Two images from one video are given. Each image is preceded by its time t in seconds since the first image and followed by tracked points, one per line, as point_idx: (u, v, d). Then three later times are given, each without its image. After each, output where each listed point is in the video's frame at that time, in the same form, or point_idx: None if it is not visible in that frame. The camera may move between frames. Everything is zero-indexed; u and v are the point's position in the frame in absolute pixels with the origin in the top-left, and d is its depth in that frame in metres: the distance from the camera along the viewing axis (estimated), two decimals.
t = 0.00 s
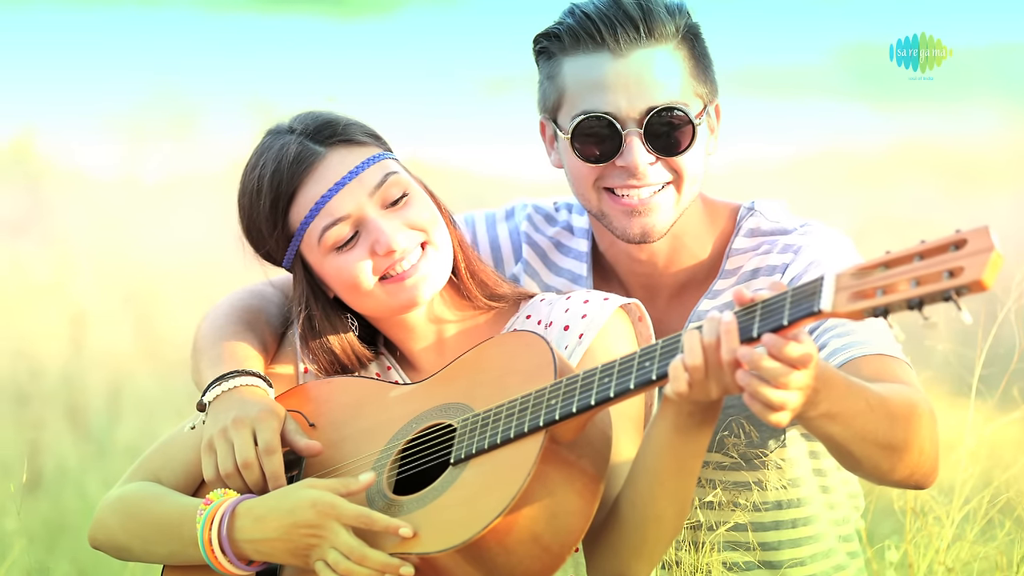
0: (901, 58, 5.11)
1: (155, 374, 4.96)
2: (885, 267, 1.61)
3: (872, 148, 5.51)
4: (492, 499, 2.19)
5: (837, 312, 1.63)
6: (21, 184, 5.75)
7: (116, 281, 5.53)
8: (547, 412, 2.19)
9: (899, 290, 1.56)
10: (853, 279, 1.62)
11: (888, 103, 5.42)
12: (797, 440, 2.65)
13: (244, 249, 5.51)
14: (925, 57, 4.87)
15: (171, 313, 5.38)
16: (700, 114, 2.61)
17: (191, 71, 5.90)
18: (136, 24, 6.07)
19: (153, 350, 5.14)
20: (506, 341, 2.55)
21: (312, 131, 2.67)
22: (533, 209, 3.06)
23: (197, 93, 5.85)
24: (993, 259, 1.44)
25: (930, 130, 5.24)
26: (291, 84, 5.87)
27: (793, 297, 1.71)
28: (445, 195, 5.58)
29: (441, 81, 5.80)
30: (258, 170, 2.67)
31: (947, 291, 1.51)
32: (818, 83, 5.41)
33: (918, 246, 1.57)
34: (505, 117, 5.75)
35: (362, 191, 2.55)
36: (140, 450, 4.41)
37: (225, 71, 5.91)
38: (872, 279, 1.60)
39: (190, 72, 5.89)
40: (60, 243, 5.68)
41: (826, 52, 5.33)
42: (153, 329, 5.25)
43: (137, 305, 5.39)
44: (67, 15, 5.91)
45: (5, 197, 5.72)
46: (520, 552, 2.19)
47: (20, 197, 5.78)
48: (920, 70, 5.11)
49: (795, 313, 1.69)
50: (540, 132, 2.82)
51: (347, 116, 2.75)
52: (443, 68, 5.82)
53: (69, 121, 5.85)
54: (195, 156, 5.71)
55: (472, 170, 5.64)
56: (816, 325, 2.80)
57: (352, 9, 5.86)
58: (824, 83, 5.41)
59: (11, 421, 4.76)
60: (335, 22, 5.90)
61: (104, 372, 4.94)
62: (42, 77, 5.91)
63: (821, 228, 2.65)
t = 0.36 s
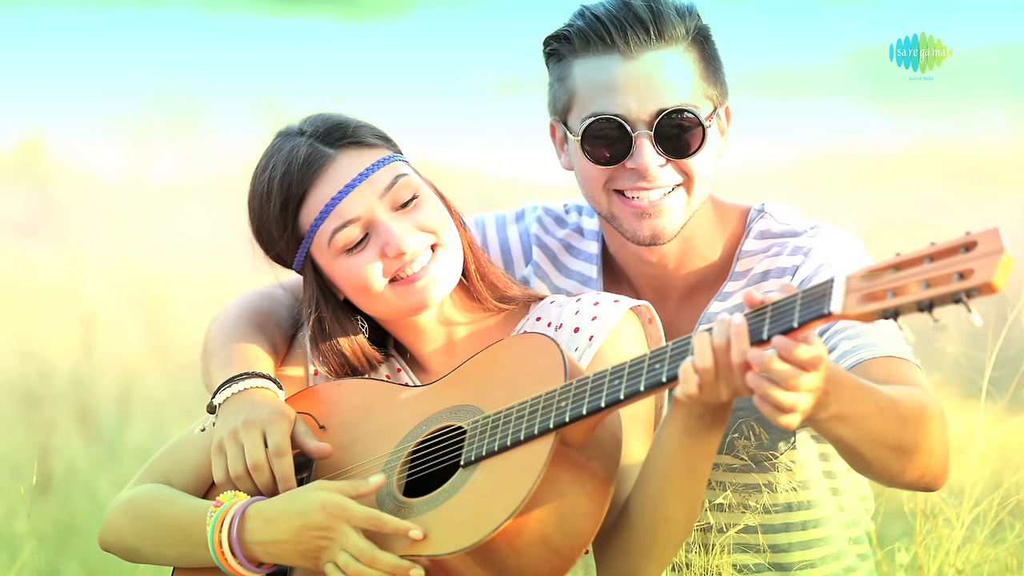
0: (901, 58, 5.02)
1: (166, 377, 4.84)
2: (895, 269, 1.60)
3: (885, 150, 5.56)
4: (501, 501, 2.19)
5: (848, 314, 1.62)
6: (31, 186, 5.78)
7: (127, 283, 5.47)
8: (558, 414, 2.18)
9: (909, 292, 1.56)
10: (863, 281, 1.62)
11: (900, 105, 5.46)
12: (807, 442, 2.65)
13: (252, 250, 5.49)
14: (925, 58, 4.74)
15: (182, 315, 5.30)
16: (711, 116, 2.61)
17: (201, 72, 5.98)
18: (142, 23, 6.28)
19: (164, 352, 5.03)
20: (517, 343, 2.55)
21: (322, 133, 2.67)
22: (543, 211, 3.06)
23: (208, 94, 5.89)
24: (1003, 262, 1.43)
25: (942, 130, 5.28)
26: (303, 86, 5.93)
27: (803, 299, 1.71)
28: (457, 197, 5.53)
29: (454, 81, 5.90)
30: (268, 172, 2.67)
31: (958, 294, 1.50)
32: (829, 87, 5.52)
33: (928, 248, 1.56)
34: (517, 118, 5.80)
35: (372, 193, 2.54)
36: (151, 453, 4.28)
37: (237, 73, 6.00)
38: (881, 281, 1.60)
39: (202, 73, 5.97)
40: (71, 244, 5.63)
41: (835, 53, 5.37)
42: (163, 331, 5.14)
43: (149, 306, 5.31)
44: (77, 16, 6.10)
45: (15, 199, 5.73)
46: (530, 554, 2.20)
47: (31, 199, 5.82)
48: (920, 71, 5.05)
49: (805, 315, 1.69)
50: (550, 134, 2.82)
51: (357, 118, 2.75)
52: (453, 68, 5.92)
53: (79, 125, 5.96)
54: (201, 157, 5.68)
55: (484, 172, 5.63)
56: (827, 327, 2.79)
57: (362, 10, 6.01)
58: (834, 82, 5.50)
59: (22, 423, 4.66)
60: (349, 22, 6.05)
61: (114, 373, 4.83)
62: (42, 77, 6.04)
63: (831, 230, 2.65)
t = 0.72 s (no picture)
0: (901, 58, 5.10)
1: (176, 380, 4.80)
2: (905, 272, 1.61)
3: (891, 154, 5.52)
4: (511, 503, 2.19)
5: (858, 316, 1.62)
6: (41, 188, 5.73)
7: (139, 287, 5.47)
8: (568, 416, 2.19)
9: (920, 295, 1.57)
10: (873, 283, 1.63)
11: (904, 106, 5.43)
12: (817, 444, 2.63)
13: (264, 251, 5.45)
14: (924, 58, 4.83)
15: (193, 320, 5.25)
16: (721, 119, 2.60)
17: (212, 71, 6.05)
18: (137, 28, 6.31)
19: (176, 354, 4.99)
20: (527, 345, 2.55)
21: (332, 135, 2.67)
22: (553, 213, 3.07)
23: (216, 96, 5.90)
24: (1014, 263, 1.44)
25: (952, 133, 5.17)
26: (314, 88, 5.96)
27: (814, 301, 1.72)
28: (466, 200, 5.48)
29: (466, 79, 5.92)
30: (278, 174, 2.68)
31: (968, 295, 1.51)
32: (832, 90, 5.56)
33: (938, 250, 1.57)
34: (526, 118, 5.78)
35: (382, 195, 2.54)
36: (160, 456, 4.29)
37: (246, 73, 6.06)
38: (891, 283, 1.61)
39: (212, 72, 6.03)
40: (82, 248, 5.65)
41: (848, 54, 5.40)
42: (175, 333, 5.10)
43: (159, 310, 5.25)
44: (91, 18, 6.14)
45: (25, 201, 5.70)
46: (540, 557, 2.19)
47: (38, 200, 5.78)
48: (920, 70, 5.07)
49: (815, 317, 1.69)
50: (560, 136, 2.83)
51: (367, 120, 2.75)
52: (466, 69, 5.94)
53: (91, 129, 5.91)
54: (214, 162, 5.64)
55: (494, 176, 5.58)
56: (837, 330, 2.79)
57: (373, 12, 6.15)
58: (847, 84, 5.51)
59: (32, 425, 4.62)
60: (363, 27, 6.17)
61: (125, 376, 4.77)
62: (50, 78, 6.02)
63: (841, 232, 2.65)
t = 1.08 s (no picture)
0: (901, 58, 5.20)
1: (186, 380, 4.86)
2: (915, 274, 1.61)
3: (902, 157, 5.42)
4: (521, 505, 2.19)
5: (868, 318, 1.63)
6: (52, 191, 5.67)
7: (150, 291, 5.42)
8: (578, 419, 2.18)
9: (930, 297, 1.56)
10: (883, 285, 1.63)
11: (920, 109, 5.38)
12: (828, 446, 2.64)
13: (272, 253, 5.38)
14: (924, 57, 4.97)
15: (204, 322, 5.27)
16: (730, 120, 2.60)
17: (216, 71, 5.96)
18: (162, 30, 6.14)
19: (186, 357, 5.04)
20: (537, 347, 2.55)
21: (342, 137, 2.67)
22: (564, 215, 3.08)
23: (232, 101, 5.85)
24: None
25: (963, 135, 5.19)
26: (322, 89, 5.89)
27: (823, 303, 1.71)
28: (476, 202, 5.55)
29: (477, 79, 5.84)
30: (288, 176, 2.68)
31: (978, 297, 1.51)
32: (845, 91, 5.43)
33: (948, 252, 1.57)
34: (539, 119, 5.73)
35: (393, 197, 2.54)
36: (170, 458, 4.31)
37: (248, 73, 5.97)
38: (902, 285, 1.61)
39: (214, 73, 5.94)
40: (93, 250, 5.55)
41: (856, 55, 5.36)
42: (184, 337, 5.15)
43: (169, 313, 5.29)
44: (101, 22, 6.02)
45: (34, 204, 5.62)
46: (550, 559, 2.19)
47: (49, 203, 5.70)
48: (921, 69, 5.19)
49: (825, 319, 1.69)
50: (570, 138, 2.82)
51: (377, 122, 2.75)
52: (474, 69, 5.87)
53: (102, 131, 5.81)
54: (229, 164, 5.64)
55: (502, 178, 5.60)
56: (846, 332, 2.79)
57: (383, 15, 6.05)
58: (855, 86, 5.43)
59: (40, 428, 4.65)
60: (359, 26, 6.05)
61: (134, 379, 4.82)
62: (56, 78, 5.89)
63: (851, 235, 2.65)
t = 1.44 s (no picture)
0: (901, 59, 4.90)
1: (196, 384, 4.78)
2: (925, 275, 1.61)
3: (911, 156, 5.30)
4: (531, 507, 2.18)
5: (878, 321, 1.63)
6: (62, 192, 5.59)
7: (156, 292, 5.50)
8: (588, 420, 2.18)
9: (940, 299, 1.56)
10: (893, 287, 1.62)
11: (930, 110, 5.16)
12: (838, 448, 2.63)
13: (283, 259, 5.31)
14: (924, 58, 4.67)
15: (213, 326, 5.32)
16: (741, 123, 2.60)
17: (235, 78, 5.72)
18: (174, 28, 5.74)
19: (191, 359, 5.00)
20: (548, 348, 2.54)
21: (352, 139, 2.68)
22: (574, 217, 3.08)
23: (243, 106, 5.68)
24: None
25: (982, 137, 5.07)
26: (331, 88, 5.67)
27: (834, 305, 1.71)
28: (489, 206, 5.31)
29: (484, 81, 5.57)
30: (298, 178, 2.68)
31: (988, 299, 1.51)
32: (853, 95, 5.24)
33: (958, 254, 1.56)
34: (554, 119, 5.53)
35: (403, 199, 2.55)
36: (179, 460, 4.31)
37: (268, 80, 5.71)
38: (911, 287, 1.60)
39: (232, 77, 5.71)
40: (100, 250, 5.57)
41: (866, 55, 5.15)
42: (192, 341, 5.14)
43: (180, 316, 5.34)
44: (108, 23, 5.67)
45: (43, 206, 5.57)
46: (561, 561, 2.19)
47: (58, 207, 5.63)
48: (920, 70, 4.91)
49: (835, 321, 1.69)
50: (581, 140, 2.82)
51: (388, 124, 2.75)
52: (478, 82, 5.58)
53: (111, 136, 5.62)
54: (235, 164, 5.58)
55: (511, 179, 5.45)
56: (856, 334, 2.79)
57: (393, 17, 5.70)
58: (862, 90, 5.23)
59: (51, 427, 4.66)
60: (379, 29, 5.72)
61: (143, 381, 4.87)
62: (74, 79, 5.62)
63: (862, 237, 2.65)
